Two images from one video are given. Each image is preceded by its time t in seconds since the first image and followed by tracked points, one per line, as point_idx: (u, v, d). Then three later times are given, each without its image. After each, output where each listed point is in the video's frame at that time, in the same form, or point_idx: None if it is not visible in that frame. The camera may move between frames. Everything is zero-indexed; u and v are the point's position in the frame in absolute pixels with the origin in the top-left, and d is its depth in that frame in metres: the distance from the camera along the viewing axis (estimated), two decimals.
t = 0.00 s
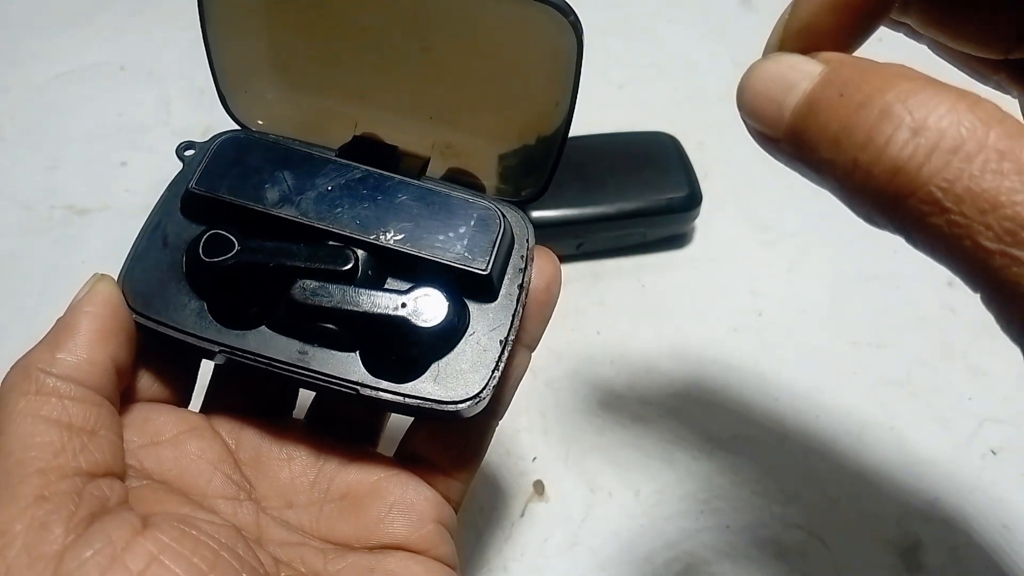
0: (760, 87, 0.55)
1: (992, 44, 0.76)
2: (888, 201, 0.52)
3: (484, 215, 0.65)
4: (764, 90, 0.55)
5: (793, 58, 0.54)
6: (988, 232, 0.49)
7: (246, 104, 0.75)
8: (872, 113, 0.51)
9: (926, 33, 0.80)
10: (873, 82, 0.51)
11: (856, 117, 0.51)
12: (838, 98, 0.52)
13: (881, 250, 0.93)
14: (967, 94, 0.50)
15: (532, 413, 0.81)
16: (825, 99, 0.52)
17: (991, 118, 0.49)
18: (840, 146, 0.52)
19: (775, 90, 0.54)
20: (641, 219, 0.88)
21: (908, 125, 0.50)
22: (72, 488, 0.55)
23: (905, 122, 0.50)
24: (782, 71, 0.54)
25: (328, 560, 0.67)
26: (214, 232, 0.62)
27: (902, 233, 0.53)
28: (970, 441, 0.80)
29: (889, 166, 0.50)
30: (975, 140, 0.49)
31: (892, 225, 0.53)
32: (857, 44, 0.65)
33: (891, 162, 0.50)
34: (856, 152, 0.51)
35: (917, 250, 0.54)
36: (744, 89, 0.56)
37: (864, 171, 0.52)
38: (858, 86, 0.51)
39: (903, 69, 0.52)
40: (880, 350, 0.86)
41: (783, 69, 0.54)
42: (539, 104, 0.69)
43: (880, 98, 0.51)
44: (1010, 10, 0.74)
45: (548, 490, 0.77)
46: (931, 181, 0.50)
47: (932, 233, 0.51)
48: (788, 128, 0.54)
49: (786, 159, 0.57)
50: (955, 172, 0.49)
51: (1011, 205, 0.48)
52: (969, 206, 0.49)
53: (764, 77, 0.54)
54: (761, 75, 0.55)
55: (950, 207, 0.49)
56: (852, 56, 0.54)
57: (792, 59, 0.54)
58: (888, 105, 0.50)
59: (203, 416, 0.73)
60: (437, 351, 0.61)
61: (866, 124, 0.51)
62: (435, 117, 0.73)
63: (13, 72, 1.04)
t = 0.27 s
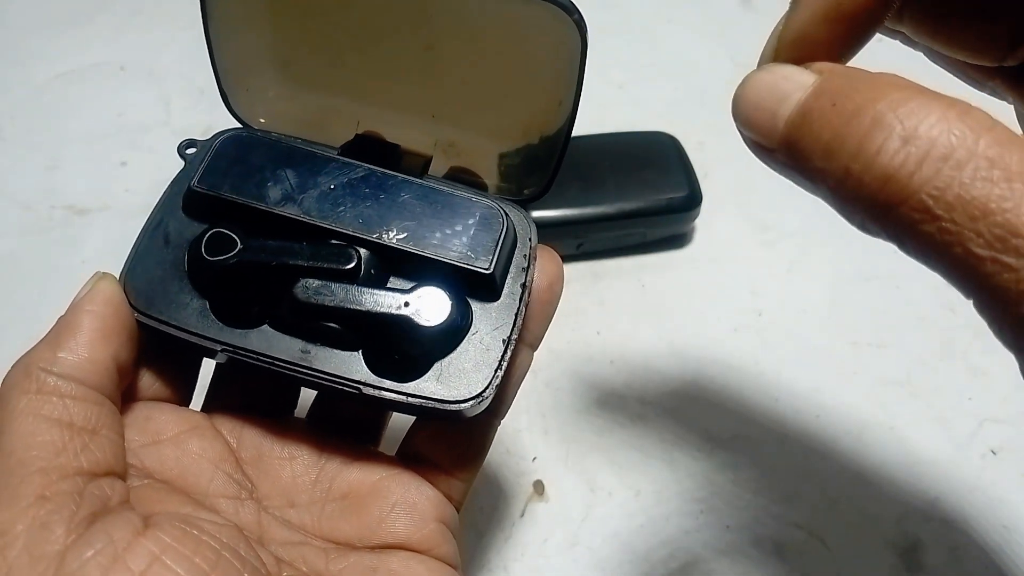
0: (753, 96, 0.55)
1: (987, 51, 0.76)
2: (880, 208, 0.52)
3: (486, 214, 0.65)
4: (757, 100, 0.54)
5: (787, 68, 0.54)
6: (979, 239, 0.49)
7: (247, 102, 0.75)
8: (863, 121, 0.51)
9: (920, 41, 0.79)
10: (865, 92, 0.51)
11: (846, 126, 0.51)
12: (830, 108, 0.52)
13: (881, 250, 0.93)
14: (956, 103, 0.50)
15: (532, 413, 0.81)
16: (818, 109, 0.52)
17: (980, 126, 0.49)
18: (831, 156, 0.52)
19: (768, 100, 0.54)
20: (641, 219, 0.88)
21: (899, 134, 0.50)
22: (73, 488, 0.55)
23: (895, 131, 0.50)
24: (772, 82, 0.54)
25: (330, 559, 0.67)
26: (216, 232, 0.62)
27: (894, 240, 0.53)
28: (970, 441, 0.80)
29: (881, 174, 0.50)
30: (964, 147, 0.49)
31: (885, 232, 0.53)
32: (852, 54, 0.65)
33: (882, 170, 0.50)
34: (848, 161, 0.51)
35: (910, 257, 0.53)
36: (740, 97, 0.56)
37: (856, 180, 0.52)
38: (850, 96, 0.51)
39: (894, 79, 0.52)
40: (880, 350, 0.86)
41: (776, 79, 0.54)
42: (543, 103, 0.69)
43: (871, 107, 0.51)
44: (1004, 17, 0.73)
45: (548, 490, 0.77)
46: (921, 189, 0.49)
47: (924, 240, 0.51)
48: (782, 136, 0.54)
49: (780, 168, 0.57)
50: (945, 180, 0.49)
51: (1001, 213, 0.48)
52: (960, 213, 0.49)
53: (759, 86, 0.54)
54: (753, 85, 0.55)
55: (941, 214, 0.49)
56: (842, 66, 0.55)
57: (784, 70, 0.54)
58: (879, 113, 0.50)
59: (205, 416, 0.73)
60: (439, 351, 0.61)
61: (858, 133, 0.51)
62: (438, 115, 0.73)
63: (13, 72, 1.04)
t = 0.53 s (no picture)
0: (755, 97, 0.55)
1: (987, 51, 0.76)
2: (881, 208, 0.52)
3: (488, 214, 0.65)
4: (759, 101, 0.55)
5: (789, 68, 0.54)
6: (979, 239, 0.49)
7: (247, 103, 0.75)
8: (864, 121, 0.51)
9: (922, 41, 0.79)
10: (869, 91, 0.51)
11: (848, 126, 0.51)
12: (831, 108, 0.52)
13: (881, 250, 0.93)
14: (957, 103, 0.50)
15: (532, 413, 0.81)
16: (818, 110, 0.52)
17: (980, 126, 0.49)
18: (832, 157, 0.52)
19: (769, 101, 0.54)
20: (641, 219, 0.88)
21: (900, 134, 0.50)
22: (74, 489, 0.55)
23: (896, 131, 0.50)
24: (774, 83, 0.54)
25: (331, 560, 0.67)
26: (219, 233, 0.62)
27: (896, 240, 0.53)
28: (970, 442, 0.80)
29: (882, 174, 0.50)
30: (965, 147, 0.49)
31: (887, 232, 0.53)
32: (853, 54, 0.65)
33: (883, 171, 0.50)
34: (849, 161, 0.51)
35: (910, 256, 0.53)
36: (741, 98, 0.56)
37: (857, 180, 0.52)
38: (851, 97, 0.51)
39: (895, 78, 0.52)
40: (880, 350, 0.86)
41: (778, 80, 0.54)
42: (544, 103, 0.69)
43: (872, 108, 0.51)
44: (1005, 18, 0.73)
45: (548, 491, 0.77)
46: (922, 189, 0.49)
47: (925, 240, 0.51)
48: (783, 136, 0.54)
49: (782, 168, 0.57)
50: (946, 180, 0.49)
51: (1002, 212, 0.48)
52: (961, 213, 0.49)
53: (760, 88, 0.55)
54: (755, 85, 0.55)
55: (942, 214, 0.49)
56: (844, 66, 0.54)
57: (786, 70, 0.54)
58: (881, 113, 0.50)
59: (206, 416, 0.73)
60: (442, 351, 0.61)
61: (860, 132, 0.51)
62: (439, 116, 0.73)
63: (13, 72, 1.04)
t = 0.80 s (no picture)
0: (758, 94, 0.55)
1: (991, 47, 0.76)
2: (882, 204, 0.52)
3: (486, 212, 0.65)
4: (761, 98, 0.54)
5: (790, 65, 0.54)
6: (982, 235, 0.49)
7: (245, 101, 0.75)
8: (866, 117, 0.50)
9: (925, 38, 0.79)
10: (873, 87, 0.51)
11: (851, 122, 0.51)
12: (834, 104, 0.51)
13: (881, 250, 0.93)
14: (959, 99, 0.50)
15: (531, 412, 0.81)
16: (821, 106, 0.52)
17: (982, 122, 0.49)
18: (835, 153, 0.52)
19: (772, 97, 0.54)
20: (641, 219, 0.88)
21: (902, 130, 0.50)
22: (68, 489, 0.55)
23: (898, 127, 0.50)
24: (778, 78, 0.54)
25: (329, 559, 0.67)
26: (215, 232, 0.61)
27: (896, 236, 0.53)
28: (970, 442, 0.80)
29: (884, 170, 0.50)
30: (968, 143, 0.49)
31: (889, 228, 0.53)
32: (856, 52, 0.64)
33: (885, 167, 0.50)
34: (851, 158, 0.51)
35: (912, 254, 0.53)
36: (743, 95, 0.56)
37: (859, 176, 0.51)
38: (853, 93, 0.51)
39: (899, 76, 0.52)
40: (880, 350, 0.86)
41: (781, 76, 0.54)
42: (541, 102, 0.69)
43: (875, 103, 0.50)
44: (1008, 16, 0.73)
45: (547, 490, 0.77)
46: (925, 184, 0.49)
47: (927, 236, 0.51)
48: (786, 133, 0.54)
49: (784, 165, 0.57)
50: (948, 175, 0.49)
51: (1004, 208, 0.48)
52: (964, 208, 0.49)
53: (762, 84, 0.54)
54: (757, 82, 0.55)
55: (944, 210, 0.49)
56: (847, 64, 0.54)
57: (788, 66, 0.54)
58: (883, 109, 0.50)
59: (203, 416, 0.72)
60: (439, 350, 0.61)
61: (862, 129, 0.50)
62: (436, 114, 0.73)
63: (13, 72, 1.03)
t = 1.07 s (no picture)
0: (771, 84, 0.55)
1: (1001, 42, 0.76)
2: (895, 192, 0.52)
3: (486, 213, 0.65)
4: (773, 86, 0.55)
5: (803, 55, 0.55)
6: (997, 222, 0.48)
7: (245, 102, 0.75)
8: (880, 106, 0.51)
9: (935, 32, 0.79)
10: (887, 76, 0.51)
11: (864, 111, 0.51)
12: (847, 93, 0.52)
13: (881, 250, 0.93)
14: (975, 89, 0.50)
15: (531, 412, 0.81)
16: (835, 95, 0.52)
17: (997, 111, 0.49)
18: (847, 141, 0.52)
19: (785, 86, 0.54)
20: (641, 219, 0.88)
21: (917, 118, 0.50)
22: (70, 489, 0.55)
23: (913, 115, 0.50)
24: (792, 68, 0.54)
25: (330, 559, 0.67)
26: (216, 232, 0.62)
27: (909, 224, 0.53)
28: (970, 441, 0.80)
29: (898, 158, 0.50)
30: (981, 131, 0.48)
31: (901, 216, 0.53)
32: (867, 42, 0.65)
33: (898, 155, 0.50)
34: (865, 145, 0.51)
35: (927, 243, 0.53)
36: (756, 83, 0.57)
37: (873, 164, 0.52)
38: (868, 82, 0.52)
39: (915, 64, 0.53)
40: (880, 350, 0.86)
41: (794, 66, 0.54)
42: (542, 102, 0.68)
43: (889, 92, 0.51)
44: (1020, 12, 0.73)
45: (547, 490, 0.77)
46: (938, 171, 0.49)
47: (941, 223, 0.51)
48: (798, 122, 0.55)
49: (796, 153, 0.57)
50: (962, 163, 0.49)
51: (1017, 196, 0.47)
52: (979, 195, 0.48)
53: (775, 73, 0.55)
54: (771, 70, 0.55)
55: (957, 197, 0.49)
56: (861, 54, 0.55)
57: (800, 55, 0.55)
58: (897, 98, 0.50)
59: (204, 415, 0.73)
60: (439, 350, 0.61)
61: (875, 119, 0.51)
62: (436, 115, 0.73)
63: (13, 72, 1.03)
